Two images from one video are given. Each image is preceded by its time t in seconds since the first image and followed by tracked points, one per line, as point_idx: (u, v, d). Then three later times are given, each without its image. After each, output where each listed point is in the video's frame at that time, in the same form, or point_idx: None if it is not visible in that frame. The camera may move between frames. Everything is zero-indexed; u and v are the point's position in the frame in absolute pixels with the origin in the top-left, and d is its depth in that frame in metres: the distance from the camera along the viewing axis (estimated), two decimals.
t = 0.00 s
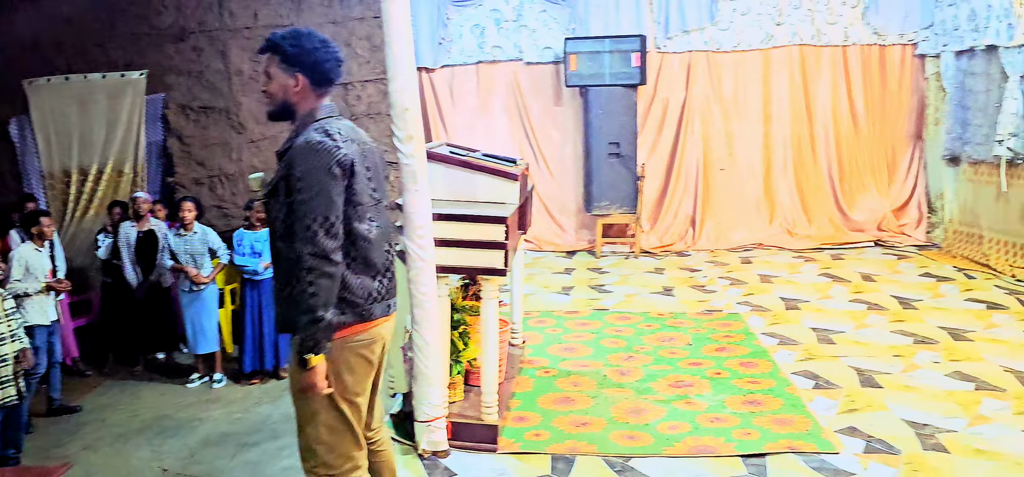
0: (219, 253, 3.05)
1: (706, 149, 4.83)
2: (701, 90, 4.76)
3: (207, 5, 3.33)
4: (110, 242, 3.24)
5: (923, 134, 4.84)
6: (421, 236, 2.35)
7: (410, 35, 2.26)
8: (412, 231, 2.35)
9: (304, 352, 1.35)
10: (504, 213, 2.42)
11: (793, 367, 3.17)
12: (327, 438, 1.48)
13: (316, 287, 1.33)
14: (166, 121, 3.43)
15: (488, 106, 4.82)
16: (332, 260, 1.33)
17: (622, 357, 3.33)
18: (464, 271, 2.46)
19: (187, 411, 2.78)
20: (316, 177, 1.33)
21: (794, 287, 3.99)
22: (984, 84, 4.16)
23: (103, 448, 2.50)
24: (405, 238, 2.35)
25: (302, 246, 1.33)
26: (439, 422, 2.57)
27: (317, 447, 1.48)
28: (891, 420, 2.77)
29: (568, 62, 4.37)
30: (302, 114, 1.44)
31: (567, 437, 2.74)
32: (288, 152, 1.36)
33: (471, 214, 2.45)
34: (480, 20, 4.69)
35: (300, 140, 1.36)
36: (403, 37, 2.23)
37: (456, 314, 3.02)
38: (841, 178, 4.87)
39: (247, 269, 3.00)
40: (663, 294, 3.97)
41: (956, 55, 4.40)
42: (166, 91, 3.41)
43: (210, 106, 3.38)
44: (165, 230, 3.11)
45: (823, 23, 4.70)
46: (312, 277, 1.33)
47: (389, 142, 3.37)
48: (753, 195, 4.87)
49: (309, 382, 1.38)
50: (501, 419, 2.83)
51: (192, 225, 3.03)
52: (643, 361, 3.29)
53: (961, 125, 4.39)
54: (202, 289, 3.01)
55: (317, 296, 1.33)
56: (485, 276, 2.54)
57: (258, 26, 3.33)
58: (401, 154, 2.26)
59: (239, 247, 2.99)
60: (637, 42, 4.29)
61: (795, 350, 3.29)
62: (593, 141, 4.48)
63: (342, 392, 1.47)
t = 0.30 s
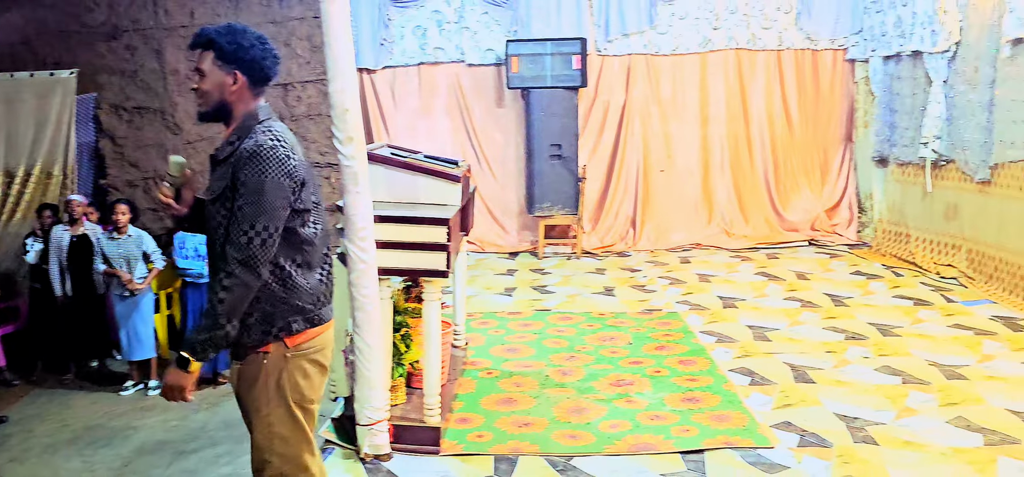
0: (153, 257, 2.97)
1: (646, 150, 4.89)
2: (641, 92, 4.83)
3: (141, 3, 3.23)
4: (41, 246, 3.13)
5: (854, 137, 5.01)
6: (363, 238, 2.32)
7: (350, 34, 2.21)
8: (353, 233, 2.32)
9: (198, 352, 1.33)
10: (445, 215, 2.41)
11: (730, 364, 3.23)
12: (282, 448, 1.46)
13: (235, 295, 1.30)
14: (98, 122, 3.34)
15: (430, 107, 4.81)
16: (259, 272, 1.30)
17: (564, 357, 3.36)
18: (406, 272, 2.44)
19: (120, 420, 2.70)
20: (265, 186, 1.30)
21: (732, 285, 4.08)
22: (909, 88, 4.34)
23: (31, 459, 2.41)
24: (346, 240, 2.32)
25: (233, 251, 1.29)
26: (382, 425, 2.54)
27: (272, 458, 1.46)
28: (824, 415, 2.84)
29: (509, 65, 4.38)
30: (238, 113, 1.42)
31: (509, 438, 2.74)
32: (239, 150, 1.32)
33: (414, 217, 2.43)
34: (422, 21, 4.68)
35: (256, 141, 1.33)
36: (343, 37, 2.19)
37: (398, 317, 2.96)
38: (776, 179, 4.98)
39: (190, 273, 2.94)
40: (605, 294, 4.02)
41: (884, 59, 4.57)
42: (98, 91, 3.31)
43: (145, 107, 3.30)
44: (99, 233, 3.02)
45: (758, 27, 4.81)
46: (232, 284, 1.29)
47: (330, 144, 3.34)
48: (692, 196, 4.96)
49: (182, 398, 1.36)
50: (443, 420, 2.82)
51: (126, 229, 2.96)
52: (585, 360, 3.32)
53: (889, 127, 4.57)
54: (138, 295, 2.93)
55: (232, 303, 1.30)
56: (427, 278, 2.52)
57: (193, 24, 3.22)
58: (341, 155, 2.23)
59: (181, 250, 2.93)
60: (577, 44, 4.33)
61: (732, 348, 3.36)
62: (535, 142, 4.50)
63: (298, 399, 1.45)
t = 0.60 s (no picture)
0: (71, 261, 2.86)
1: (577, 150, 4.96)
2: (571, 93, 4.90)
3: None
4: None
5: (777, 138, 5.15)
6: (292, 239, 2.27)
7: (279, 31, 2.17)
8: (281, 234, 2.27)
9: (196, 353, 1.33)
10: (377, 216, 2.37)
11: (660, 361, 3.29)
12: (225, 447, 1.47)
13: (221, 289, 1.33)
14: (12, 121, 3.16)
15: (361, 107, 4.76)
16: (237, 263, 1.35)
17: (497, 356, 3.37)
18: (335, 274, 2.39)
19: (38, 431, 2.60)
20: (232, 179, 1.33)
21: (661, 283, 4.16)
22: (828, 90, 4.51)
23: None
24: (274, 241, 2.27)
25: (210, 247, 1.32)
26: (313, 428, 2.51)
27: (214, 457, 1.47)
28: (749, 408, 2.92)
29: (441, 65, 4.37)
30: (173, 107, 1.40)
31: (442, 438, 2.73)
32: (197, 145, 1.33)
33: (344, 217, 2.37)
34: (352, 20, 4.63)
35: (213, 137, 1.35)
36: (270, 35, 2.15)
37: (328, 320, 2.93)
38: (703, 179, 5.09)
39: (118, 276, 2.85)
40: (537, 293, 4.04)
41: (804, 63, 4.72)
42: (11, 88, 3.15)
43: (62, 105, 3.16)
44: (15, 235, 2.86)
45: (684, 30, 4.93)
46: (218, 278, 1.32)
47: (258, 145, 3.25)
48: (622, 195, 5.03)
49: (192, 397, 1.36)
50: (376, 422, 2.79)
51: (44, 231, 2.83)
52: (517, 360, 3.34)
53: (809, 129, 4.73)
54: (57, 299, 2.83)
55: (216, 298, 1.33)
56: (357, 279, 2.49)
57: (113, 20, 3.08)
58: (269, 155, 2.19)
59: (107, 253, 2.81)
60: (509, 45, 4.35)
61: (662, 344, 3.42)
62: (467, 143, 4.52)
63: (244, 395, 1.47)
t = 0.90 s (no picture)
0: None
1: (498, 149, 5.00)
2: (491, 91, 4.93)
3: None
4: None
5: (692, 136, 5.27)
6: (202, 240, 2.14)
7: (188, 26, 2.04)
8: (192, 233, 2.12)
9: (209, 321, 1.41)
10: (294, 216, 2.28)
11: (580, 356, 3.33)
12: (149, 444, 1.38)
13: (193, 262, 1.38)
14: None
15: (278, 105, 4.68)
16: (190, 235, 1.40)
17: (418, 355, 3.36)
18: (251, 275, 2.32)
19: None
20: (168, 162, 1.37)
21: (582, 279, 4.21)
22: (740, 90, 4.65)
23: None
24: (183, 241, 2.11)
25: (169, 228, 1.34)
26: (228, 433, 2.44)
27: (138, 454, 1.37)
28: (666, 401, 2.98)
29: (359, 62, 4.33)
30: (80, 103, 1.33)
31: (362, 440, 2.70)
32: (128, 133, 1.33)
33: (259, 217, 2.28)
34: (268, 16, 4.54)
35: (138, 125, 1.35)
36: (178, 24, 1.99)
37: (246, 322, 2.82)
38: (622, 177, 5.18)
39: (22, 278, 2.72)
40: (460, 291, 4.05)
41: (717, 63, 4.85)
42: None
43: None
44: None
45: (603, 30, 5.01)
46: (188, 253, 1.37)
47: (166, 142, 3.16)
48: (542, 193, 5.09)
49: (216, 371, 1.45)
50: (294, 426, 2.74)
51: None
52: (439, 358, 3.33)
53: (723, 128, 4.86)
54: None
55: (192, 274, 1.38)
56: (274, 281, 2.44)
57: (11, 13, 2.79)
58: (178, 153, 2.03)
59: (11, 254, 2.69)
60: (428, 43, 4.33)
61: (582, 340, 3.47)
62: (387, 141, 4.49)
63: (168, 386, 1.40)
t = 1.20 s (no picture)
0: None
1: (413, 146, 4.97)
2: (405, 88, 4.90)
3: None
4: None
5: (604, 134, 5.38)
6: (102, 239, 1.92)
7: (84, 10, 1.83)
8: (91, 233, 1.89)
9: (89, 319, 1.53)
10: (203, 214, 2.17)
11: (496, 352, 3.35)
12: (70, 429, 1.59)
13: (91, 259, 1.54)
14: None
15: (184, 102, 4.54)
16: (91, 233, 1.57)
17: (332, 356, 3.30)
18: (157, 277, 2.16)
19: None
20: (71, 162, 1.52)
21: (498, 276, 4.23)
22: (650, 89, 4.77)
23: None
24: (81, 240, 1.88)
25: (78, 224, 1.51)
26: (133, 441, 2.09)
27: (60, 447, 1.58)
28: (580, 394, 3.03)
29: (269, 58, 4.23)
30: None
31: (275, 443, 2.63)
32: (40, 134, 1.48)
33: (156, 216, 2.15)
34: (172, 9, 4.39)
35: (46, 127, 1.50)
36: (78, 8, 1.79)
37: (149, 326, 2.71)
38: (536, 174, 5.27)
39: None
40: (375, 290, 4.01)
41: (627, 63, 4.96)
42: None
43: None
44: None
45: (516, 29, 5.08)
46: (90, 251, 1.54)
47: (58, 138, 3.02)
48: (458, 190, 5.10)
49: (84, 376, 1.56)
50: (203, 431, 2.65)
51: None
52: (354, 358, 3.29)
53: (634, 126, 4.97)
54: None
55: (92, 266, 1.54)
56: (180, 282, 2.36)
57: None
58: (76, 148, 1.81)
59: None
60: (340, 39, 4.27)
61: (498, 337, 3.48)
62: (299, 138, 4.41)
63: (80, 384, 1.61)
